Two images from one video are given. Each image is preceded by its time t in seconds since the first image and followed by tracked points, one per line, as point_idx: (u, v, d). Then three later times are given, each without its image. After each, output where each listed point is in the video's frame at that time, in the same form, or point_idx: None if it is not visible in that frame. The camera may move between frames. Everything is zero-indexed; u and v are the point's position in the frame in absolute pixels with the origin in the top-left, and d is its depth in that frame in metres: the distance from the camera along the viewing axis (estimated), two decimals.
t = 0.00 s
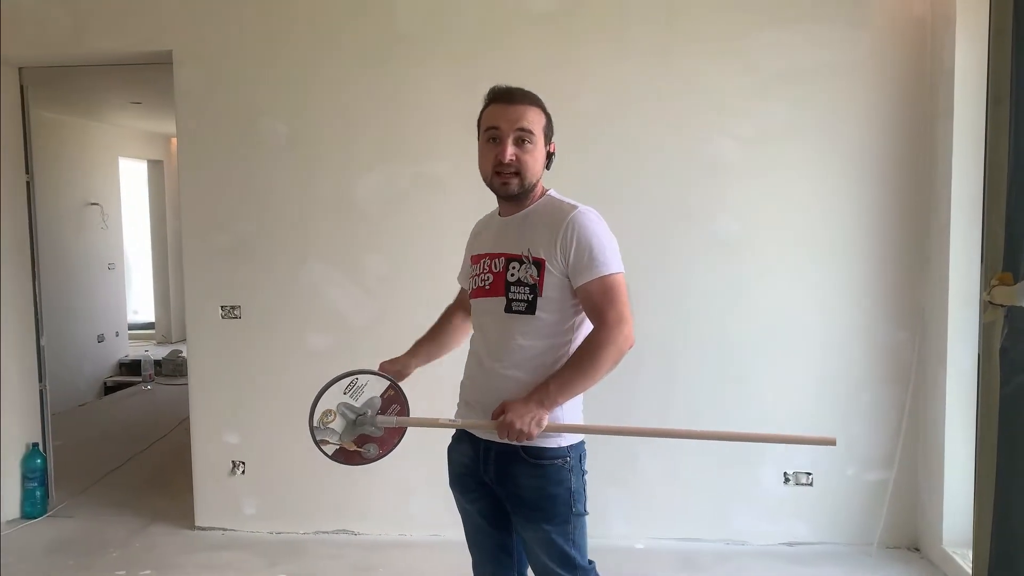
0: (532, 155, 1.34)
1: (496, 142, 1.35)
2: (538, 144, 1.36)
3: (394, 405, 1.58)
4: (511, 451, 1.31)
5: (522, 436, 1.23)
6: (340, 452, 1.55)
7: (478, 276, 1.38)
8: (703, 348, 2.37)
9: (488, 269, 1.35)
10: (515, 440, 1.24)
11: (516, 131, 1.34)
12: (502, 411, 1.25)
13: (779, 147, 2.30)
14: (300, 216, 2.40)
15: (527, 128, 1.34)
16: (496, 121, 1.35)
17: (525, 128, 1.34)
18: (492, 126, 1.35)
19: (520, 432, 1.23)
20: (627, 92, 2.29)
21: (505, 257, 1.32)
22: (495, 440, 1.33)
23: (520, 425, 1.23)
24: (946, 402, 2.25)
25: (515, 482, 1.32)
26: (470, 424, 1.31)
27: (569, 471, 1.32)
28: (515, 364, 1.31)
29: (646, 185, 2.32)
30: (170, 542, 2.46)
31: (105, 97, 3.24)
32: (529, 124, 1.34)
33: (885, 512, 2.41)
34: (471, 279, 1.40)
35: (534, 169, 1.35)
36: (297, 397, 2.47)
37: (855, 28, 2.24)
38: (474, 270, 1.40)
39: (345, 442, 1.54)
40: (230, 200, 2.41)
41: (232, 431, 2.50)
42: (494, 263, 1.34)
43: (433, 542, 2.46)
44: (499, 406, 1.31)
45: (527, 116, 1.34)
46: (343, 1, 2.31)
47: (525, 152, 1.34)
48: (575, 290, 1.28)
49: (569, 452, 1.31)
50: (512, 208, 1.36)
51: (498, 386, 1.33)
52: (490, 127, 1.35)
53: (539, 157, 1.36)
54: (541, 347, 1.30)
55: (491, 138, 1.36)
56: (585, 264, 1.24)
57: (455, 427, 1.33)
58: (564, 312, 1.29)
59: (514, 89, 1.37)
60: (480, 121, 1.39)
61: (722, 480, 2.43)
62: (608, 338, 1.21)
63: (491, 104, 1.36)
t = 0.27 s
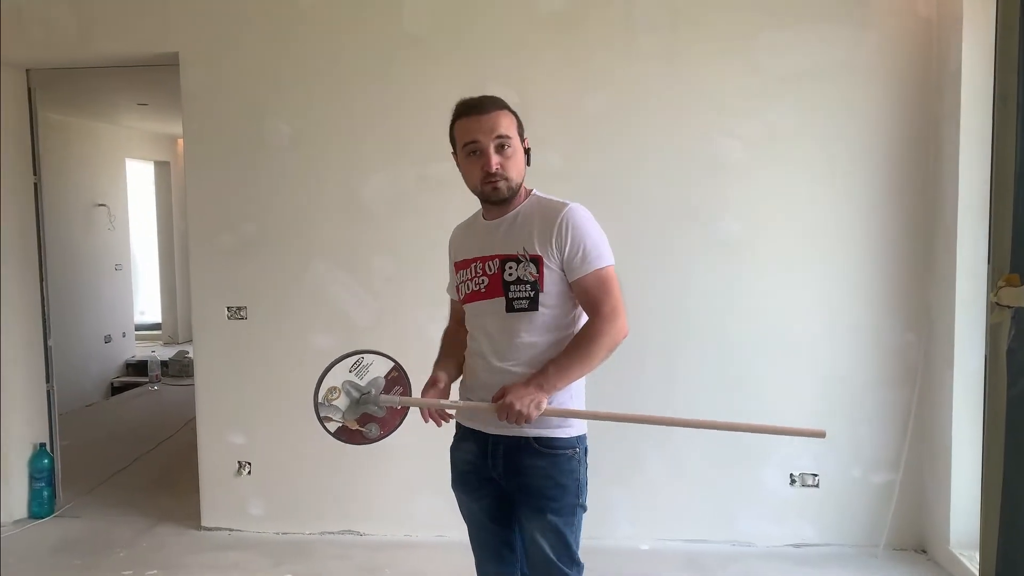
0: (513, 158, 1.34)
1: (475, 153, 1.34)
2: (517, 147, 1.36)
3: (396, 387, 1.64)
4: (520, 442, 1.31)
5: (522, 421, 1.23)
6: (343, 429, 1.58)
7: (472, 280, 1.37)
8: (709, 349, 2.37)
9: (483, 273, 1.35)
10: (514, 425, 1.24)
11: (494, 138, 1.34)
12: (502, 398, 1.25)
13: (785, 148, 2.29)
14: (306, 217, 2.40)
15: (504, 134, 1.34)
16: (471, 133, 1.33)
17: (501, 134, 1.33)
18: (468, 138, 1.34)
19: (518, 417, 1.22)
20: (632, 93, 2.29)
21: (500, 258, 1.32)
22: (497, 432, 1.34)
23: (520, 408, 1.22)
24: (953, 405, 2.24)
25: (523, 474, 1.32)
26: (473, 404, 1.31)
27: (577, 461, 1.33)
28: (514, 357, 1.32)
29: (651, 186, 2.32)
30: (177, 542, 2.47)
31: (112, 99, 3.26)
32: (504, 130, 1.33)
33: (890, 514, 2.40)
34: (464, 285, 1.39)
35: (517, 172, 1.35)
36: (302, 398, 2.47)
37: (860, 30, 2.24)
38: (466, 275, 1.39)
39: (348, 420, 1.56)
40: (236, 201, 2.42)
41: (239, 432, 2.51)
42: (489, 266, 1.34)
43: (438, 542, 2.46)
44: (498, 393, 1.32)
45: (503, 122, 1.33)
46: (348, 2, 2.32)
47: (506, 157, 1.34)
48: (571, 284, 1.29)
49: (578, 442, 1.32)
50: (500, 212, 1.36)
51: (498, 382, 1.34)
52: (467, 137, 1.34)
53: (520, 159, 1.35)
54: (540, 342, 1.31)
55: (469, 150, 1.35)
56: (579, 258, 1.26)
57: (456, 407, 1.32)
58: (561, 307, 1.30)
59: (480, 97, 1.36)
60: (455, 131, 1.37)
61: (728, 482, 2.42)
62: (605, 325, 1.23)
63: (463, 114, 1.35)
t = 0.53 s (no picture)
0: (512, 161, 1.35)
1: (476, 152, 1.35)
2: (517, 150, 1.37)
3: (410, 378, 1.59)
4: (543, 439, 1.31)
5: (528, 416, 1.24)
6: (353, 416, 1.62)
7: (474, 283, 1.36)
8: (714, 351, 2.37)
9: (486, 275, 1.34)
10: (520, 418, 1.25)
11: (495, 139, 1.34)
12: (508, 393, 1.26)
13: (790, 149, 2.29)
14: (310, 220, 2.41)
15: (505, 136, 1.35)
16: (474, 132, 1.34)
17: (503, 136, 1.34)
18: (470, 137, 1.35)
19: (524, 411, 1.23)
20: (636, 95, 2.29)
21: (503, 260, 1.32)
22: (524, 431, 1.32)
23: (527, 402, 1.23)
24: (960, 407, 2.22)
25: (546, 472, 1.32)
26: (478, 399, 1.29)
27: (594, 454, 1.35)
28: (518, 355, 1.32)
29: (656, 188, 2.32)
30: (183, 546, 2.47)
31: (117, 103, 3.27)
32: (505, 131, 1.34)
33: (898, 517, 2.40)
34: (465, 289, 1.38)
35: (516, 175, 1.35)
36: (308, 401, 2.47)
37: (864, 30, 2.24)
38: (466, 280, 1.38)
39: (359, 407, 1.60)
40: (241, 204, 2.42)
41: (244, 435, 2.51)
42: (492, 268, 1.33)
43: (444, 546, 2.46)
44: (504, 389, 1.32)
45: (504, 124, 1.34)
46: (351, 6, 2.32)
47: (506, 159, 1.34)
48: (573, 282, 1.31)
49: (594, 435, 1.35)
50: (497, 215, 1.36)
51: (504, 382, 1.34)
52: (468, 138, 1.35)
53: (519, 163, 1.37)
54: (544, 340, 1.31)
55: (470, 150, 1.35)
56: (580, 256, 1.28)
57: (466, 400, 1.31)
58: (564, 305, 1.32)
59: (484, 99, 1.37)
60: (456, 134, 1.38)
61: (734, 484, 2.42)
62: (609, 320, 1.26)
63: (464, 116, 1.36)
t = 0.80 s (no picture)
0: (532, 157, 1.34)
1: (496, 146, 1.33)
2: (537, 147, 1.35)
3: (419, 364, 1.58)
4: (554, 437, 1.31)
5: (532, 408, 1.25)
6: (361, 399, 1.61)
7: (489, 278, 1.36)
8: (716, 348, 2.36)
9: (501, 270, 1.34)
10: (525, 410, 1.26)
11: (515, 135, 1.33)
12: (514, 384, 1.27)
13: (794, 149, 2.28)
14: (313, 217, 2.41)
15: (526, 132, 1.33)
16: (495, 126, 1.33)
17: (523, 132, 1.33)
18: (491, 131, 1.33)
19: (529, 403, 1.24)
20: (639, 93, 2.28)
21: (519, 255, 1.32)
22: (533, 427, 1.32)
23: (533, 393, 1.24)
24: (963, 407, 2.22)
25: (556, 470, 1.32)
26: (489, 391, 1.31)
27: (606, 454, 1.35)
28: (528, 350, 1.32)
29: (659, 186, 2.31)
30: (185, 541, 2.48)
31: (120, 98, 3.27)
32: (526, 128, 1.33)
33: (900, 517, 2.39)
34: (480, 284, 1.38)
35: (534, 172, 1.34)
36: (311, 397, 2.48)
37: (869, 28, 2.23)
38: (481, 274, 1.38)
39: (368, 391, 1.59)
40: (244, 201, 2.42)
41: (247, 431, 2.51)
42: (508, 263, 1.33)
43: (446, 543, 2.46)
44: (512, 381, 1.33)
45: (526, 121, 1.33)
46: (355, 3, 2.32)
47: (525, 156, 1.33)
48: (588, 278, 1.31)
49: (607, 435, 1.35)
50: (513, 209, 1.36)
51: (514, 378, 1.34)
52: (490, 131, 1.33)
53: (538, 160, 1.35)
54: (556, 335, 1.31)
55: (490, 144, 1.34)
56: (594, 251, 1.28)
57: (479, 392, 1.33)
58: (577, 301, 1.31)
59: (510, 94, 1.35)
60: (478, 126, 1.36)
61: (736, 483, 2.42)
62: (618, 317, 1.26)
63: (488, 109, 1.34)
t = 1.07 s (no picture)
0: (563, 155, 1.34)
1: (527, 143, 1.34)
2: (569, 145, 1.36)
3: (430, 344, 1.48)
4: (571, 440, 1.31)
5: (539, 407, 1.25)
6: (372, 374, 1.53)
7: (513, 275, 1.36)
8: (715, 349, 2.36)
9: (526, 268, 1.34)
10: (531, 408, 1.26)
11: (547, 132, 1.33)
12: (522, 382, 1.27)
13: (792, 150, 2.29)
14: (311, 217, 2.40)
15: (558, 130, 1.34)
16: (528, 122, 1.33)
17: (555, 129, 1.33)
18: (524, 127, 1.34)
19: (535, 401, 1.24)
20: (638, 94, 2.29)
21: (545, 254, 1.32)
22: (550, 429, 1.32)
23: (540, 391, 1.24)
24: (959, 409, 2.22)
25: (572, 472, 1.32)
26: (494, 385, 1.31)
27: (621, 457, 1.35)
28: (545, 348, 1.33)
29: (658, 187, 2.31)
30: (180, 541, 2.47)
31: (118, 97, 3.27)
32: (558, 125, 1.34)
33: (896, 519, 2.39)
34: (504, 281, 1.38)
35: (565, 169, 1.35)
36: (308, 397, 2.47)
37: (867, 31, 2.23)
38: (506, 271, 1.38)
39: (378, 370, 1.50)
40: (243, 200, 2.42)
41: (243, 431, 2.51)
42: (533, 262, 1.34)
43: (443, 543, 2.46)
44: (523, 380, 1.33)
45: (559, 118, 1.33)
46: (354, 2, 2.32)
47: (557, 152, 1.34)
48: (610, 281, 1.31)
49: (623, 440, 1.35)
50: (542, 207, 1.37)
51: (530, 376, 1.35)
52: (522, 128, 1.34)
53: (569, 158, 1.36)
54: (576, 338, 1.31)
55: (522, 140, 1.35)
56: (619, 255, 1.28)
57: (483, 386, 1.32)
58: (599, 305, 1.31)
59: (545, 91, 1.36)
60: (512, 123, 1.37)
61: (734, 483, 2.42)
62: (635, 322, 1.26)
63: (523, 107, 1.35)
